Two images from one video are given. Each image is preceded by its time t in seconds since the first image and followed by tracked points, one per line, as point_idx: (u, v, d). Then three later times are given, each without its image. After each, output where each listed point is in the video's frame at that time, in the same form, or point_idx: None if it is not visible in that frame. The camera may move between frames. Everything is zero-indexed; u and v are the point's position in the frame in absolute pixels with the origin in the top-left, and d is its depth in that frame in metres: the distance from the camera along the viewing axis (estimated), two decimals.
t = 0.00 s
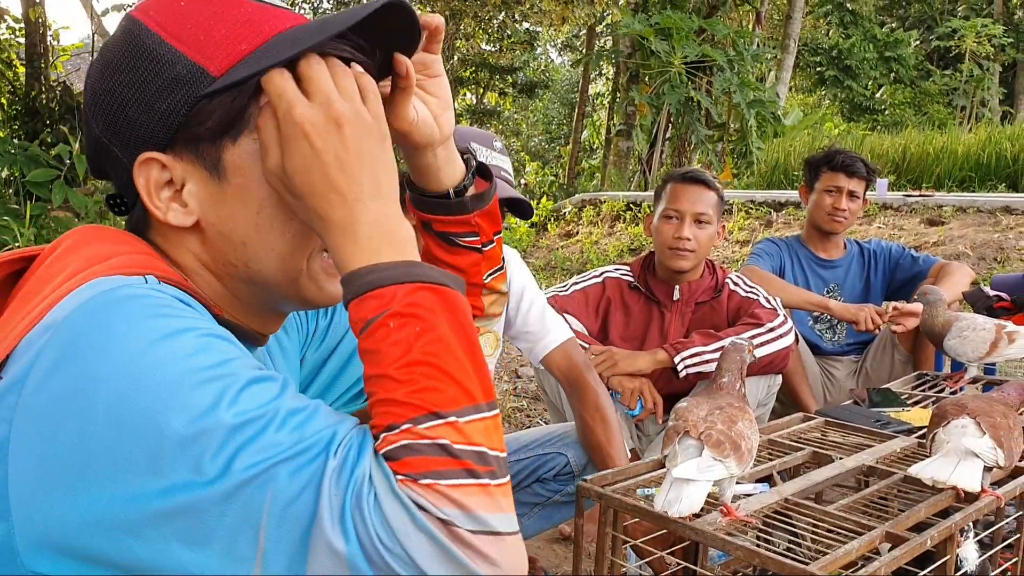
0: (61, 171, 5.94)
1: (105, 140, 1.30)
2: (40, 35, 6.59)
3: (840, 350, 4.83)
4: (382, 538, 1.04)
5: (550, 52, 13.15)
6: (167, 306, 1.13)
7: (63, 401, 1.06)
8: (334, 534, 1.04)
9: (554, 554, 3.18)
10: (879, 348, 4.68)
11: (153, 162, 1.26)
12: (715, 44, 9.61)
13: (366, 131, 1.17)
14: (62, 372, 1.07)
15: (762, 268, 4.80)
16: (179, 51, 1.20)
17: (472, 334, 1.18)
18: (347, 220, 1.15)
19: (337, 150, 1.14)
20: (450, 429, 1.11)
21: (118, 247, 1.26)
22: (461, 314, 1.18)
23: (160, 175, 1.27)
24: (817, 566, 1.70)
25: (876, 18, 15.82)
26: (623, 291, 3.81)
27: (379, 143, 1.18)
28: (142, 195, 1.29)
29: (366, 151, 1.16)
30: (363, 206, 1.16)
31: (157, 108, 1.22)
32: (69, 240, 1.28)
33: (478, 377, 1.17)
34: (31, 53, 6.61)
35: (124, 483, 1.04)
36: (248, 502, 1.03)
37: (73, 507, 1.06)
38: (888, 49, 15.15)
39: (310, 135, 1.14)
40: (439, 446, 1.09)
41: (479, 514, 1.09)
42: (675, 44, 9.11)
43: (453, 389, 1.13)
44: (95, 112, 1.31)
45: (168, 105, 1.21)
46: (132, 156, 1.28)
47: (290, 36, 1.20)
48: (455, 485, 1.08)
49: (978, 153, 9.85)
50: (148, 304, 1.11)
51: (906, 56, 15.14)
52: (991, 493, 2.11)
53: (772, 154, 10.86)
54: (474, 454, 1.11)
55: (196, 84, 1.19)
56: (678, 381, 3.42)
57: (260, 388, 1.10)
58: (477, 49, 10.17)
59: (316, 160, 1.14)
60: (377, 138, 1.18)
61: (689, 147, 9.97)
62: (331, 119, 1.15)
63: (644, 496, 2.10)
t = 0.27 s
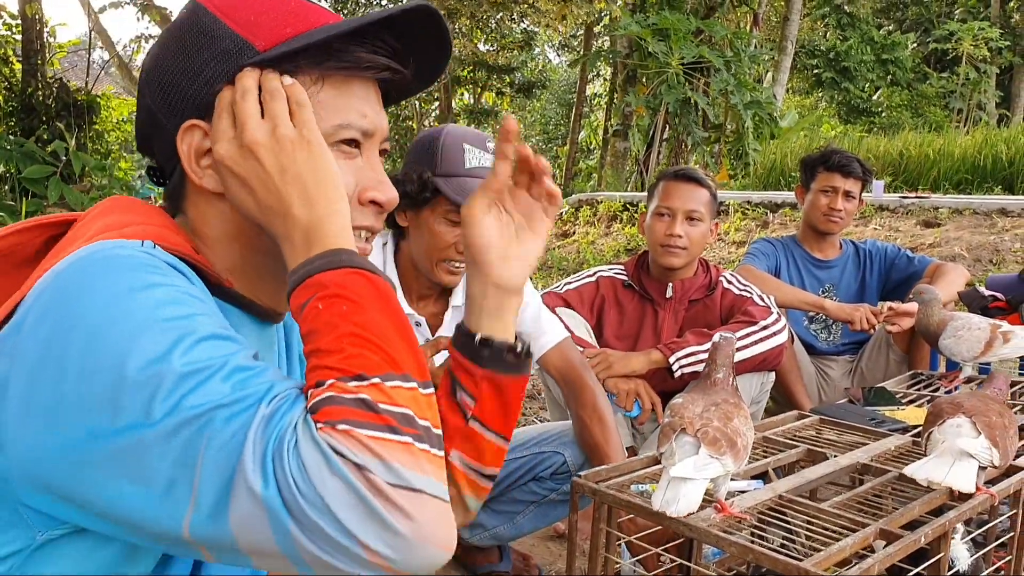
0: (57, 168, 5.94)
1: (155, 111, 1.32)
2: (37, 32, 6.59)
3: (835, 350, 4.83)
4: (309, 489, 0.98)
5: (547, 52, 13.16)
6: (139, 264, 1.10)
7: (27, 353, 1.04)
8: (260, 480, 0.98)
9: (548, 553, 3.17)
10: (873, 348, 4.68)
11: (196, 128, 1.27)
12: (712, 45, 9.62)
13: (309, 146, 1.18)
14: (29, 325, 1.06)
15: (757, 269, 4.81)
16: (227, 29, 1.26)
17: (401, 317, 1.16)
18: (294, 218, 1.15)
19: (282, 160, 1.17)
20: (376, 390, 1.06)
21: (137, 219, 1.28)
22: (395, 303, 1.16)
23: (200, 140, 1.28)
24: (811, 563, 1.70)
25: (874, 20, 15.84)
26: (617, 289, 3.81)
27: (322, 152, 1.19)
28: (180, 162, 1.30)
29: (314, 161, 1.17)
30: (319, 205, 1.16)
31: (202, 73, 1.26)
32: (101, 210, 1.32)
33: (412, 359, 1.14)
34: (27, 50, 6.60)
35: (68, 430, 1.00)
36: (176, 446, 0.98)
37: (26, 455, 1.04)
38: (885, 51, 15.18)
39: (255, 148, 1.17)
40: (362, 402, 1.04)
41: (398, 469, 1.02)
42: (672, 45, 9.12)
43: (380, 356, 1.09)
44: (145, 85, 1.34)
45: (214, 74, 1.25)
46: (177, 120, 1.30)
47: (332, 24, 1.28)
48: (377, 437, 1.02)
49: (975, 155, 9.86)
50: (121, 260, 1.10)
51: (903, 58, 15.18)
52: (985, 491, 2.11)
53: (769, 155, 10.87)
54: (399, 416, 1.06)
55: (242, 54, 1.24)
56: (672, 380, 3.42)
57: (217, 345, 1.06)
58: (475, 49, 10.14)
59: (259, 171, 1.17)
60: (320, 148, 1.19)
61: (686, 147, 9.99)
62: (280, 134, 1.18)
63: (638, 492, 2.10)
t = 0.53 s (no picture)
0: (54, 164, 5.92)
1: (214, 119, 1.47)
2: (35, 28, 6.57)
3: (834, 349, 4.82)
4: (300, 412, 1.11)
5: (546, 52, 13.15)
6: (165, 231, 1.23)
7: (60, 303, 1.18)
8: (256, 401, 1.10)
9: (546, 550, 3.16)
10: (872, 347, 4.67)
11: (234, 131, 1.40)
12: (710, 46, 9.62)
13: (321, 144, 1.32)
14: (59, 283, 1.20)
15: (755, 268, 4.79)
16: (274, 41, 1.40)
17: (408, 282, 1.28)
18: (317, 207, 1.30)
19: (302, 160, 1.31)
20: (376, 334, 1.19)
21: (172, 201, 1.39)
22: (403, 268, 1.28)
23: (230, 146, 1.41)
24: (811, 560, 1.69)
25: (872, 22, 15.85)
26: (615, 287, 3.80)
27: (338, 152, 1.33)
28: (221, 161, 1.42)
29: (327, 158, 1.32)
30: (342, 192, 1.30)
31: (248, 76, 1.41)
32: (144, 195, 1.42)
33: (417, 317, 1.27)
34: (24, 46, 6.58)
35: (88, 370, 1.14)
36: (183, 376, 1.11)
37: (51, 396, 1.17)
38: (883, 53, 15.18)
39: (277, 150, 1.31)
40: (362, 339, 1.18)
41: (386, 395, 1.16)
42: (671, 46, 9.11)
43: (381, 309, 1.22)
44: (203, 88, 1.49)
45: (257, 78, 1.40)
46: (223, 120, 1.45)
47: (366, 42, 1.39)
48: (369, 366, 1.17)
49: (973, 156, 9.86)
50: (148, 226, 1.23)
51: (900, 60, 15.18)
52: (986, 489, 2.09)
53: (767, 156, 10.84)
54: (392, 354, 1.20)
55: (278, 63, 1.38)
56: (671, 376, 3.40)
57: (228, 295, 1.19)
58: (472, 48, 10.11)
59: (282, 172, 1.31)
60: (330, 143, 1.33)
61: (684, 148, 9.99)
62: (294, 136, 1.32)
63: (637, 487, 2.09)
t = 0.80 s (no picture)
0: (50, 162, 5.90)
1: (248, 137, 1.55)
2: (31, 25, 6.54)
3: (829, 349, 4.80)
4: (363, 338, 1.15)
5: (542, 52, 13.13)
6: (201, 218, 1.29)
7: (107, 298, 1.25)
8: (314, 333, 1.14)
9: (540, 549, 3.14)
10: (869, 348, 4.65)
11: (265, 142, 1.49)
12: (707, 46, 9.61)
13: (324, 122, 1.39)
14: (104, 282, 1.27)
15: (752, 267, 4.77)
16: (307, 60, 1.52)
17: (449, 234, 1.34)
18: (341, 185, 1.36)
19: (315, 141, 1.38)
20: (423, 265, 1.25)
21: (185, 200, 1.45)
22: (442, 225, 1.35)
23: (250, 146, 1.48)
24: (810, 561, 1.66)
25: (868, 24, 15.85)
26: (612, 287, 3.79)
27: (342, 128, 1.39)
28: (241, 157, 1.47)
29: (340, 135, 1.38)
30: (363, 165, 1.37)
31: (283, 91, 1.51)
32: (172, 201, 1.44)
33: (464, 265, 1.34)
34: (19, 43, 6.54)
35: (147, 345, 1.20)
36: (239, 327, 1.15)
37: (102, 383, 1.24)
38: (880, 55, 15.19)
39: (292, 131, 1.38)
40: (411, 268, 1.24)
41: (447, 312, 1.21)
42: (668, 46, 9.11)
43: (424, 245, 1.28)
44: (229, 105, 1.59)
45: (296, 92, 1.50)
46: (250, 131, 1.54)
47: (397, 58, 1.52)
48: (424, 287, 1.22)
49: (970, 158, 9.85)
50: (183, 218, 1.30)
51: (897, 62, 15.20)
52: (984, 490, 2.08)
53: (763, 157, 10.83)
54: (442, 278, 1.25)
55: (314, 77, 1.49)
56: (668, 376, 3.38)
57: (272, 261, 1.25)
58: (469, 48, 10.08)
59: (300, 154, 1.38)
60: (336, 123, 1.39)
61: (680, 149, 9.98)
62: (302, 120, 1.39)
63: (633, 486, 2.07)
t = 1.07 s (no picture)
0: (45, 159, 5.88)
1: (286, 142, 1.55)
2: (26, 22, 6.51)
3: (825, 348, 4.81)
4: (273, 356, 1.07)
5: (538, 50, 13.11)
6: (210, 231, 1.26)
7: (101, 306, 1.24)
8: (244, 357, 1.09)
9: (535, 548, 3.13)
10: (864, 347, 4.65)
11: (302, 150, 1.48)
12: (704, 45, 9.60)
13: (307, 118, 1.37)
14: (105, 290, 1.26)
15: (749, 266, 4.77)
16: (343, 61, 1.51)
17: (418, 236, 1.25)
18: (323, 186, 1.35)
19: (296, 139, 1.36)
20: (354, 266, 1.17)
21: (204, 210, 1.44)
22: (418, 227, 1.26)
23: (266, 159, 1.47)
24: (807, 559, 1.66)
25: (864, 23, 15.85)
26: (608, 286, 3.78)
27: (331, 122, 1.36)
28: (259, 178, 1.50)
29: (325, 132, 1.35)
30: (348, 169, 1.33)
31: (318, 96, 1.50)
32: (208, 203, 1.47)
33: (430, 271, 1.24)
34: (14, 39, 6.52)
35: (131, 358, 1.17)
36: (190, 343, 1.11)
37: (90, 396, 1.22)
38: (876, 54, 15.20)
39: (275, 132, 1.38)
40: (336, 273, 1.16)
41: (356, 319, 1.11)
42: (664, 44, 9.09)
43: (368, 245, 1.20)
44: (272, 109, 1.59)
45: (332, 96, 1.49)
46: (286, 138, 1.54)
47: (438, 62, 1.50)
48: (338, 295, 1.12)
49: (966, 157, 9.85)
50: (187, 230, 1.27)
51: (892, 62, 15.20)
52: (981, 488, 2.07)
53: (759, 156, 10.82)
54: (369, 282, 1.15)
55: (349, 83, 1.48)
56: (663, 376, 3.38)
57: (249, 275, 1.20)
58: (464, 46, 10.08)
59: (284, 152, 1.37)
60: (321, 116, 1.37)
61: (676, 148, 9.98)
62: (284, 119, 1.38)
63: (629, 485, 2.06)
